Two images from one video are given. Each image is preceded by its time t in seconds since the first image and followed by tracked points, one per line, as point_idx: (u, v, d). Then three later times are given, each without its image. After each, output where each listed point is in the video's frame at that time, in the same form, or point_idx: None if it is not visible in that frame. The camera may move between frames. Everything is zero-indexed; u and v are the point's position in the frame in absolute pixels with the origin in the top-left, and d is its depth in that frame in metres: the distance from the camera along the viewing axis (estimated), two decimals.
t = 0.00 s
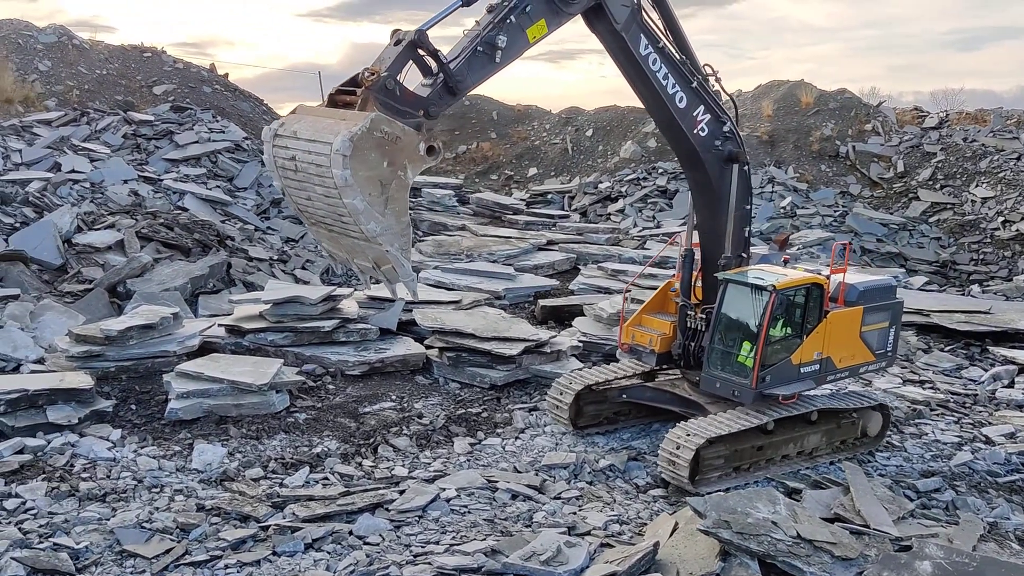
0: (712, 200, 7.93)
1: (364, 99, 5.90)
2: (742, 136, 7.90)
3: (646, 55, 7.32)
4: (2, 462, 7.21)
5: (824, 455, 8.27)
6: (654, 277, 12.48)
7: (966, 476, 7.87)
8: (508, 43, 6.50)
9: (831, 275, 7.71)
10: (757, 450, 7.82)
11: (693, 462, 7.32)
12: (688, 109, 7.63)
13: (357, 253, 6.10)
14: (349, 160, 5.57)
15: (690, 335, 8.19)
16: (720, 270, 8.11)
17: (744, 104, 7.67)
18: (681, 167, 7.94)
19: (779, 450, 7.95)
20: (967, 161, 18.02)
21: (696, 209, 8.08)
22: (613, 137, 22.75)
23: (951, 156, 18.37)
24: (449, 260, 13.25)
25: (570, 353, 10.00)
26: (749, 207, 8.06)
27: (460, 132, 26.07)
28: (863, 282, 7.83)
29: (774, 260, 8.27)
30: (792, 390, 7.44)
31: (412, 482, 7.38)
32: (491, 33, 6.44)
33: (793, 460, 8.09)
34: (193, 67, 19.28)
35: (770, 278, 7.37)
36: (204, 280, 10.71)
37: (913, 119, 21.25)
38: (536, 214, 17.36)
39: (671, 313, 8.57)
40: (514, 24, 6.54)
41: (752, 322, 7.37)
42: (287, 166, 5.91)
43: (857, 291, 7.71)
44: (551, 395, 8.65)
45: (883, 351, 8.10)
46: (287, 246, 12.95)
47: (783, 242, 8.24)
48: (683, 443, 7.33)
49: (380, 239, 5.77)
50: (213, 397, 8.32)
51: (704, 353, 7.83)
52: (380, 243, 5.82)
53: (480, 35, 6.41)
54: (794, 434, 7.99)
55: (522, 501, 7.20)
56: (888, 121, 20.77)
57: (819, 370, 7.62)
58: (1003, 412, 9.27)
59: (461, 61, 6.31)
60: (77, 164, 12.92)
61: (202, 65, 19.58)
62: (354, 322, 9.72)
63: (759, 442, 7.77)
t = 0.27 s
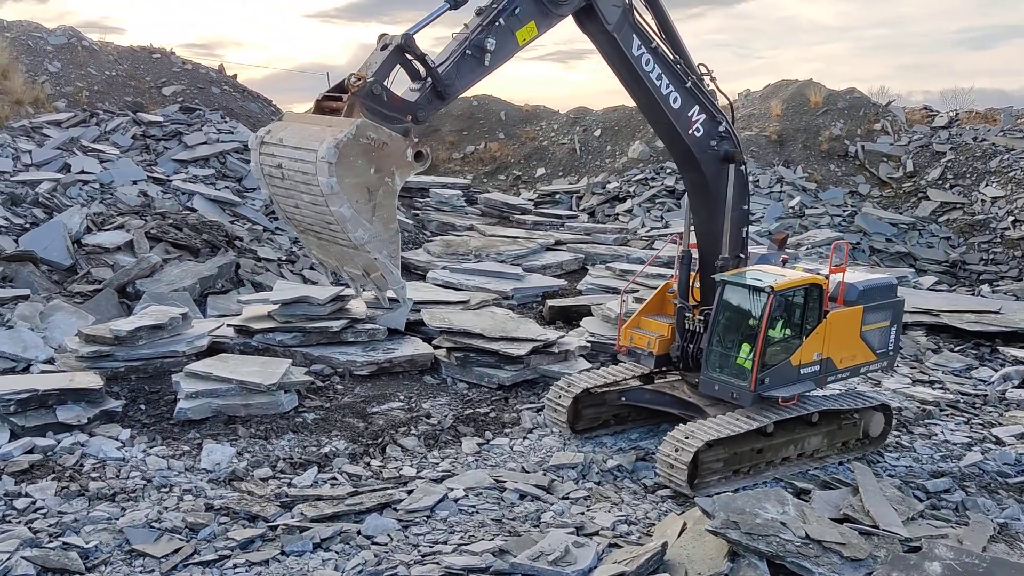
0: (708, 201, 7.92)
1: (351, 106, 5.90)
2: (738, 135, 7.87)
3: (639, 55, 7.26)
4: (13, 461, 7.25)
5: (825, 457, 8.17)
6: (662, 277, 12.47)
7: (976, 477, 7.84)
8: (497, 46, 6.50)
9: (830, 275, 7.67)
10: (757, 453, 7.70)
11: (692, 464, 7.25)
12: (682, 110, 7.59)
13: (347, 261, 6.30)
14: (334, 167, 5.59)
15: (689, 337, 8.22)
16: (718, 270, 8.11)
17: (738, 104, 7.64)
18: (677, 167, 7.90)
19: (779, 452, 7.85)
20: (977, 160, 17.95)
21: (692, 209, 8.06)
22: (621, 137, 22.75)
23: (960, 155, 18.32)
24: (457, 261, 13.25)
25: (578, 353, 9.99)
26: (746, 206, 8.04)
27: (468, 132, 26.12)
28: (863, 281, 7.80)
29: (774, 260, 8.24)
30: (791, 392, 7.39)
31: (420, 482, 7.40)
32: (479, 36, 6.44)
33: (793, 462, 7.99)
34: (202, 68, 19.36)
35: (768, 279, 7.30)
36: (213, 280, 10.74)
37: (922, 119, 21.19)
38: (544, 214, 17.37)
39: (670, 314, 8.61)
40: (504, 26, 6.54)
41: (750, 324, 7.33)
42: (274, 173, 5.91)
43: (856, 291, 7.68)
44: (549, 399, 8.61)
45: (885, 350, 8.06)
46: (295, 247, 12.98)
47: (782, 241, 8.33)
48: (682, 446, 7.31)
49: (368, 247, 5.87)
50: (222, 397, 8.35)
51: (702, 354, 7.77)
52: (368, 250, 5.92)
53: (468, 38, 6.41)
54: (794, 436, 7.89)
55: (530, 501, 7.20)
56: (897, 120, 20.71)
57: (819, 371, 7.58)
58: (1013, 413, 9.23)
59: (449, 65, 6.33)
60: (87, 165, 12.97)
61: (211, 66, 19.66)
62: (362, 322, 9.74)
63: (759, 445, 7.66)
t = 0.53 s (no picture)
0: (708, 200, 7.89)
1: (338, 109, 5.90)
2: (736, 133, 7.84)
3: (635, 53, 7.21)
4: (27, 459, 7.29)
5: (828, 457, 8.09)
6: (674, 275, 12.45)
7: (990, 476, 7.79)
8: (488, 46, 6.48)
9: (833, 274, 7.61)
10: (759, 455, 7.61)
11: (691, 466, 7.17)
12: (681, 108, 7.55)
13: (339, 266, 6.37)
14: (322, 171, 5.63)
15: (690, 337, 8.17)
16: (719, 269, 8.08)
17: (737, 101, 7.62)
18: (676, 166, 7.87)
19: (781, 453, 7.76)
20: (991, 157, 17.85)
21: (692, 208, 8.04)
22: (633, 135, 22.71)
23: (974, 152, 18.21)
24: (469, 260, 13.24)
25: (589, 352, 9.98)
26: (746, 204, 8.03)
27: (480, 130, 26.15)
28: (867, 279, 7.72)
29: (775, 259, 8.21)
30: (793, 392, 7.34)
31: (432, 480, 7.40)
32: (470, 37, 6.42)
33: (796, 463, 7.91)
34: (214, 67, 19.44)
35: (770, 277, 7.26)
36: (226, 278, 10.78)
37: (936, 116, 21.07)
38: (555, 213, 17.37)
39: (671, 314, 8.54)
40: (495, 26, 6.51)
41: (751, 323, 7.29)
42: (262, 177, 5.91)
43: (860, 290, 7.60)
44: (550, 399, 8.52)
45: (889, 349, 8.01)
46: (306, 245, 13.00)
47: (785, 241, 8.31)
48: (680, 448, 7.25)
49: (358, 251, 5.95)
50: (235, 395, 8.39)
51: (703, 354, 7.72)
52: (358, 254, 6.00)
53: (459, 38, 6.39)
54: (796, 436, 7.79)
55: (542, 500, 7.20)
56: (911, 117, 20.61)
57: (821, 370, 7.53)
58: None
59: (440, 66, 6.31)
60: (100, 164, 13.03)
61: (224, 66, 19.73)
62: (373, 320, 9.76)
63: (761, 446, 7.57)
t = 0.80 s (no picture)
0: (713, 195, 7.82)
1: (335, 96, 5.90)
2: (743, 127, 7.76)
3: (638, 45, 7.17)
4: (44, 454, 7.35)
5: (834, 455, 8.05)
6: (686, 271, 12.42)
7: (1006, 473, 7.74)
8: (488, 35, 6.44)
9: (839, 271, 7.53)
10: (763, 453, 7.60)
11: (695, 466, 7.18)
12: (684, 101, 7.51)
13: (336, 257, 6.42)
14: (316, 159, 5.65)
15: (694, 334, 8.03)
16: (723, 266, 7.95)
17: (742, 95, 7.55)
18: (680, 160, 7.81)
19: (786, 452, 7.73)
20: (1007, 152, 17.72)
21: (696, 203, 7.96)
22: (645, 130, 22.67)
23: (990, 147, 18.08)
24: (481, 256, 13.24)
25: (601, 348, 9.96)
26: (752, 200, 7.92)
27: (491, 126, 26.16)
28: (874, 276, 7.64)
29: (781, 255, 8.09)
30: (797, 390, 7.30)
31: (444, 476, 7.42)
32: (470, 25, 6.37)
33: (801, 461, 7.87)
34: (227, 64, 19.51)
35: (775, 274, 7.22)
36: (239, 274, 10.82)
37: (951, 110, 20.93)
38: (567, 209, 17.35)
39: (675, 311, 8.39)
40: (495, 16, 6.49)
41: (755, 320, 7.25)
42: (259, 166, 5.97)
43: (867, 287, 7.54)
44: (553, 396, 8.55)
45: (897, 346, 7.94)
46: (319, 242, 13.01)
47: (792, 236, 7.99)
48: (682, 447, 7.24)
49: (353, 240, 5.96)
50: (249, 390, 8.42)
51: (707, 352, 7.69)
52: (353, 244, 6.00)
53: (459, 27, 6.36)
54: (801, 435, 7.76)
55: (554, 496, 7.20)
56: (925, 112, 20.48)
57: (827, 368, 7.48)
58: None
59: (439, 56, 6.30)
60: (114, 161, 13.10)
61: (237, 63, 19.80)
62: (386, 316, 9.78)
63: (765, 444, 7.56)
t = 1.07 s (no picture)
0: (717, 188, 7.71)
1: (330, 87, 5.86)
2: (748, 119, 7.65)
3: (641, 36, 7.07)
4: (58, 446, 7.40)
5: (838, 452, 8.02)
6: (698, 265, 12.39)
7: (1021, 467, 7.69)
8: (488, 26, 6.42)
9: (845, 265, 7.56)
10: (766, 449, 7.56)
11: (696, 461, 7.13)
12: (689, 92, 7.39)
13: (332, 248, 6.44)
14: (310, 151, 5.61)
15: (697, 329, 8.05)
16: (727, 259, 7.91)
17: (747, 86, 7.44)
18: (684, 153, 7.71)
19: (790, 448, 7.71)
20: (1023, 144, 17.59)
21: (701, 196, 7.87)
22: (656, 124, 22.61)
23: (1005, 140, 17.95)
24: (492, 250, 13.23)
25: (613, 342, 9.96)
26: (757, 193, 7.84)
27: (503, 119, 26.15)
28: (881, 272, 7.64)
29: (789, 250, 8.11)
30: (801, 386, 7.25)
31: (455, 469, 7.43)
32: (469, 16, 6.36)
33: (805, 458, 7.85)
34: (240, 58, 19.56)
35: (779, 268, 7.14)
36: (252, 268, 10.86)
37: (966, 102, 20.77)
38: (579, 202, 17.33)
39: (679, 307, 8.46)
40: (495, 7, 6.48)
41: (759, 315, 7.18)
42: (254, 158, 5.93)
43: (874, 282, 7.54)
44: (555, 390, 8.49)
45: (905, 343, 7.88)
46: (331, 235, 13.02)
47: (798, 231, 8.10)
48: (686, 442, 7.16)
49: (348, 233, 5.94)
50: (262, 382, 8.45)
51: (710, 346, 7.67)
52: (348, 237, 5.98)
53: (457, 19, 6.35)
54: (805, 432, 7.72)
55: (566, 489, 7.21)
56: (940, 104, 20.34)
57: (832, 364, 7.44)
58: None
59: (437, 46, 6.30)
60: (127, 155, 13.15)
61: (249, 56, 19.85)
62: (397, 310, 9.80)
63: (769, 440, 7.53)
